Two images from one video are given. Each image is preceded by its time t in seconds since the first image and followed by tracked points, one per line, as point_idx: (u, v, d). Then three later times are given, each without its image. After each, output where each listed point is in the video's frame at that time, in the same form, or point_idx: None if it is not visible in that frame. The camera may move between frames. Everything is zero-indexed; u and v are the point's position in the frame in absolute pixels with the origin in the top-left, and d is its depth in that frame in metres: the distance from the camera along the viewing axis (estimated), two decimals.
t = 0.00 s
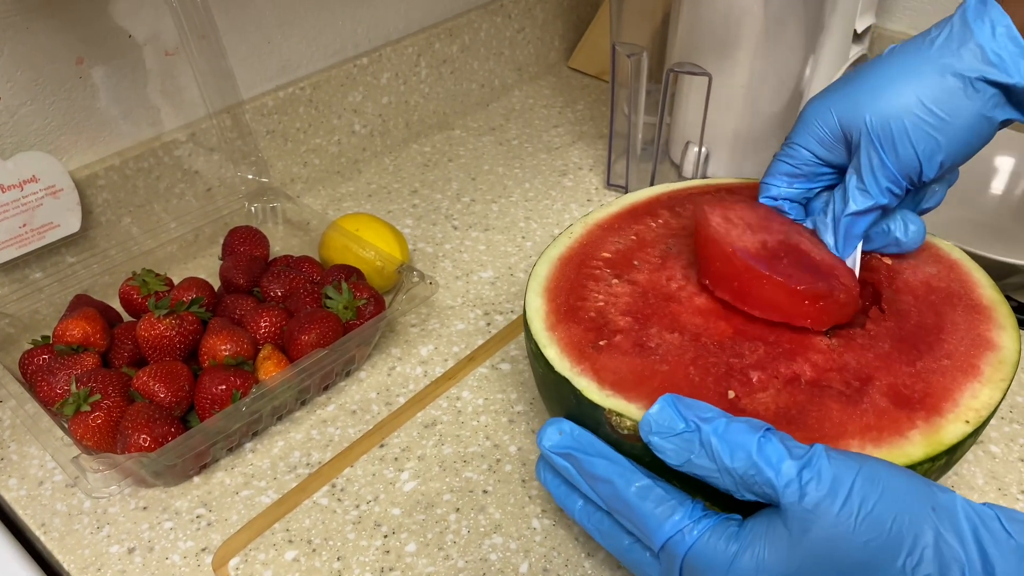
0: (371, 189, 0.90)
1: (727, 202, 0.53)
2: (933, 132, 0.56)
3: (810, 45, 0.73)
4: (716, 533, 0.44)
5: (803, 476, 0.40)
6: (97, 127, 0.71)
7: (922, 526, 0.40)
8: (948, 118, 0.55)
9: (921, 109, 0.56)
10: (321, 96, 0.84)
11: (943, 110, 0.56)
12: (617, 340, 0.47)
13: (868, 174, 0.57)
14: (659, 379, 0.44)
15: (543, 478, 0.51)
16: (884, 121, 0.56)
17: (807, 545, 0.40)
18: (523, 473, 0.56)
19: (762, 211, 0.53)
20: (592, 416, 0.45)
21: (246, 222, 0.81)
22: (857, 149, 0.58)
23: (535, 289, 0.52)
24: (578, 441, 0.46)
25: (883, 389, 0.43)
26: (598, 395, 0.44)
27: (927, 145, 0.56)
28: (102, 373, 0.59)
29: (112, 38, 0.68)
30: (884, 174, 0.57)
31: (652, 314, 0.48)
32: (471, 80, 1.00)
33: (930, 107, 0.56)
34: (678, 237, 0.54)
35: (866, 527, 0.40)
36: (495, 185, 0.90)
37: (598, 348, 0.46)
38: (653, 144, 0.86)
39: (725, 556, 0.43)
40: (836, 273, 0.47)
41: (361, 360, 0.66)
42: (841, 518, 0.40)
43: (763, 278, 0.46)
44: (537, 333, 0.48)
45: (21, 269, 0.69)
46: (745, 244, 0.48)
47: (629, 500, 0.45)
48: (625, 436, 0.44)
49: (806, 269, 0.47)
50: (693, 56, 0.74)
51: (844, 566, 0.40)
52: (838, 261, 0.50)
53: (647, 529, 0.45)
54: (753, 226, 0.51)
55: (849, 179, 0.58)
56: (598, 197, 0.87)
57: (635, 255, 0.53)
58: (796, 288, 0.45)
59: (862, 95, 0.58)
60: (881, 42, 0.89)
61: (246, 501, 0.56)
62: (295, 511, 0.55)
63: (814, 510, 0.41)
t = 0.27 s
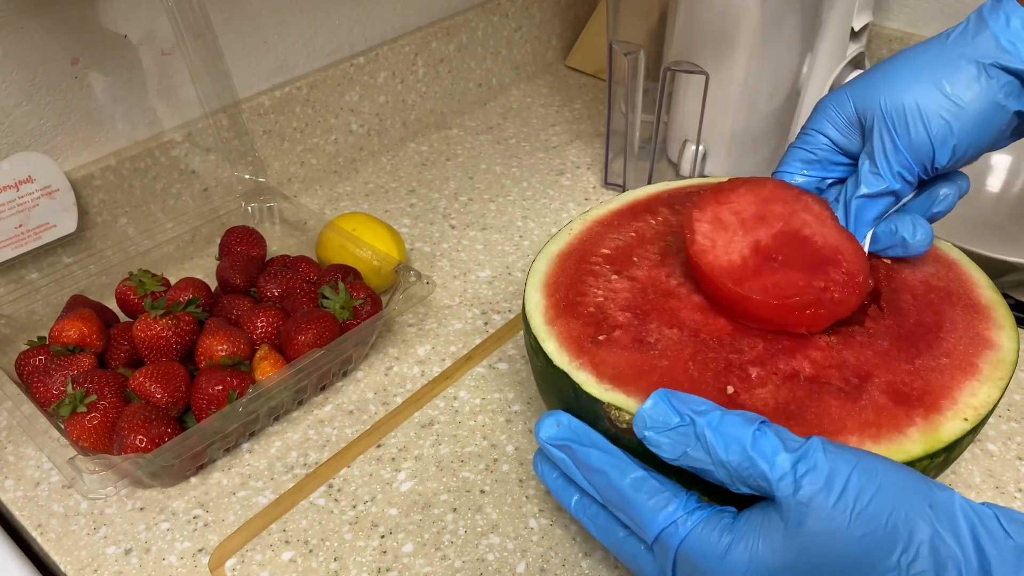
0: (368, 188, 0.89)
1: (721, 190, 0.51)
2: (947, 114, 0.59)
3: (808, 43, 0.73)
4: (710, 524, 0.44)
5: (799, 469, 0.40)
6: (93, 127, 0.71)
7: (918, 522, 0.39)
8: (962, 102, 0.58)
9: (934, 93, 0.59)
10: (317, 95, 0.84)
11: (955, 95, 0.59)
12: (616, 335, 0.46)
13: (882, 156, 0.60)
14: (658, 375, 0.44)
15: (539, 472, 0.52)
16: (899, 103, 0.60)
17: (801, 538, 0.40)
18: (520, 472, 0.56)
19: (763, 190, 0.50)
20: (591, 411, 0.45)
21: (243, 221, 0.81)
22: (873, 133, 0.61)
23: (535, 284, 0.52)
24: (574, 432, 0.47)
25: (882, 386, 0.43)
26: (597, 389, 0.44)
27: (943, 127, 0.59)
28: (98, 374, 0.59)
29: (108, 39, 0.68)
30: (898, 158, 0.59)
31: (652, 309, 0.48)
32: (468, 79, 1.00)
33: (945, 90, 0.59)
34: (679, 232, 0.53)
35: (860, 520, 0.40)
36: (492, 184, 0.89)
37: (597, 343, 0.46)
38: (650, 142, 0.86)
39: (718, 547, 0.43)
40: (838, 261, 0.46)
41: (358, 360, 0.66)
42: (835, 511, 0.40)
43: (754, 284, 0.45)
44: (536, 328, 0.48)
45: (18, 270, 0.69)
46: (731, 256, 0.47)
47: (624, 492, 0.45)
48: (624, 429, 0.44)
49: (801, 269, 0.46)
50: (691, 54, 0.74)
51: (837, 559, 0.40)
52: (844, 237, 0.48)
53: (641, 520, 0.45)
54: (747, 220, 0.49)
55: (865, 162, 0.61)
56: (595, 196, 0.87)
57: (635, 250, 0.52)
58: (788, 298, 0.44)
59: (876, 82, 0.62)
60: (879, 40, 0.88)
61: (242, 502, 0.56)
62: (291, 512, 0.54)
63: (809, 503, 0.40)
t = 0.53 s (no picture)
0: (366, 188, 0.89)
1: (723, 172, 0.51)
2: (945, 107, 0.59)
3: (804, 41, 0.73)
4: (702, 518, 0.44)
5: (794, 458, 0.40)
6: (89, 128, 0.70)
7: (914, 519, 0.39)
8: (959, 95, 0.59)
9: (932, 88, 0.60)
10: (314, 96, 0.84)
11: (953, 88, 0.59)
12: (614, 339, 0.46)
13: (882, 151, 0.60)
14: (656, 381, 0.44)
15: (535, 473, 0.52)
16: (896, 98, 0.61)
17: (794, 531, 0.40)
18: (518, 472, 0.56)
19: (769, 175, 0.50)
20: (588, 415, 0.44)
21: (240, 222, 0.81)
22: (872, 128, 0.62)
23: (531, 286, 0.51)
24: (569, 430, 0.47)
25: (880, 392, 0.42)
26: (595, 395, 0.43)
27: (942, 119, 0.59)
28: (96, 375, 0.59)
29: (104, 39, 0.68)
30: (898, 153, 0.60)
31: (650, 312, 0.47)
32: (465, 79, 1.00)
33: (943, 85, 0.60)
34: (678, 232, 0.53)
35: (856, 513, 0.40)
36: (490, 184, 0.89)
37: (595, 347, 0.46)
38: (648, 141, 0.86)
39: (711, 541, 0.43)
40: (841, 234, 0.45)
41: (356, 360, 0.66)
42: (829, 504, 0.40)
43: (747, 250, 0.45)
44: (534, 332, 0.47)
45: (15, 271, 0.69)
46: (727, 226, 0.47)
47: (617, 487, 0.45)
48: (621, 437, 0.44)
49: (800, 240, 0.45)
50: (688, 52, 0.74)
51: (831, 552, 0.40)
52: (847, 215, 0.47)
53: (634, 516, 0.45)
54: (749, 199, 0.49)
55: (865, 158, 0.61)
56: (593, 195, 0.87)
57: (633, 251, 0.52)
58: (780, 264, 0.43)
59: (873, 79, 0.63)
60: (876, 38, 0.88)
61: (241, 502, 0.56)
62: (290, 512, 0.54)
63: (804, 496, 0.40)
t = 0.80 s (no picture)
0: (362, 189, 0.89)
1: (738, 101, 0.49)
2: (966, 54, 0.59)
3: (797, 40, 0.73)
4: (679, 551, 0.43)
5: (765, 500, 0.40)
6: (84, 130, 0.70)
7: (886, 561, 0.39)
8: (982, 43, 0.58)
9: (955, 33, 0.59)
10: (310, 97, 0.84)
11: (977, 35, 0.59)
12: (598, 356, 0.44)
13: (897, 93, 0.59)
14: (636, 400, 0.43)
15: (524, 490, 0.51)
16: (918, 41, 0.60)
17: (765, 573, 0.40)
18: (514, 473, 0.56)
19: (785, 109, 0.49)
20: (570, 434, 0.44)
21: (236, 223, 0.81)
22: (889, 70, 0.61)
23: (518, 300, 0.50)
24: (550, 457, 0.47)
25: (865, 406, 0.41)
26: (577, 417, 0.43)
27: (961, 67, 0.58)
28: (91, 378, 0.59)
29: (98, 41, 0.68)
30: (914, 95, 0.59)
31: (635, 326, 0.45)
32: (461, 79, 1.00)
33: (967, 31, 0.59)
34: (667, 237, 0.51)
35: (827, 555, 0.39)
36: (486, 185, 0.89)
37: (578, 365, 0.44)
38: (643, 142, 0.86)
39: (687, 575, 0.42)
40: (853, 173, 0.47)
41: (352, 362, 0.66)
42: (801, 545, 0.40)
43: (759, 181, 0.46)
44: (518, 348, 0.47)
45: (10, 274, 0.69)
46: (740, 157, 0.47)
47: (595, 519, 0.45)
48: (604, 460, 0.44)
49: (813, 172, 0.46)
50: (683, 53, 0.73)
51: None
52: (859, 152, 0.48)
53: (612, 546, 0.45)
54: (764, 129, 0.48)
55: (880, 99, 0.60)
56: (589, 196, 0.87)
57: (622, 259, 0.50)
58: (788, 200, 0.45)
59: (897, 22, 0.62)
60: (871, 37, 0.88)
61: (237, 505, 0.56)
62: (286, 515, 0.54)
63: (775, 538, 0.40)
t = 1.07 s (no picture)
0: (357, 191, 0.89)
1: None
2: None
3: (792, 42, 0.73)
4: None
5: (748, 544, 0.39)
6: (77, 134, 0.70)
7: None
8: None
9: None
10: (304, 99, 0.84)
11: None
12: (588, 376, 0.44)
13: None
14: (625, 424, 0.42)
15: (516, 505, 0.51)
16: None
17: None
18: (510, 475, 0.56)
19: None
20: (558, 459, 0.43)
21: (230, 226, 0.81)
22: None
23: (508, 315, 0.49)
24: (538, 482, 0.46)
25: (854, 429, 0.41)
26: (565, 442, 0.42)
27: None
28: (86, 383, 0.59)
29: (92, 45, 0.68)
30: None
31: (625, 342, 0.45)
32: (456, 81, 1.00)
33: None
34: (660, 243, 0.51)
35: None
36: (481, 186, 0.89)
37: (567, 386, 0.44)
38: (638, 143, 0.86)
39: None
40: (932, 48, 0.49)
41: (348, 364, 0.66)
42: None
43: (845, 42, 0.49)
44: (507, 368, 0.46)
45: (4, 278, 0.69)
46: (826, 24, 0.50)
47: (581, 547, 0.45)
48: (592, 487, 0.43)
49: (896, 41, 0.49)
50: (676, 54, 0.74)
51: None
52: (941, 36, 0.51)
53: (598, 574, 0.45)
54: (849, 7, 0.51)
55: None
56: (584, 197, 0.87)
57: (614, 269, 0.50)
58: (867, 57, 0.48)
59: None
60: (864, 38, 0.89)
61: (233, 508, 0.56)
62: (282, 518, 0.54)
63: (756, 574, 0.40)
